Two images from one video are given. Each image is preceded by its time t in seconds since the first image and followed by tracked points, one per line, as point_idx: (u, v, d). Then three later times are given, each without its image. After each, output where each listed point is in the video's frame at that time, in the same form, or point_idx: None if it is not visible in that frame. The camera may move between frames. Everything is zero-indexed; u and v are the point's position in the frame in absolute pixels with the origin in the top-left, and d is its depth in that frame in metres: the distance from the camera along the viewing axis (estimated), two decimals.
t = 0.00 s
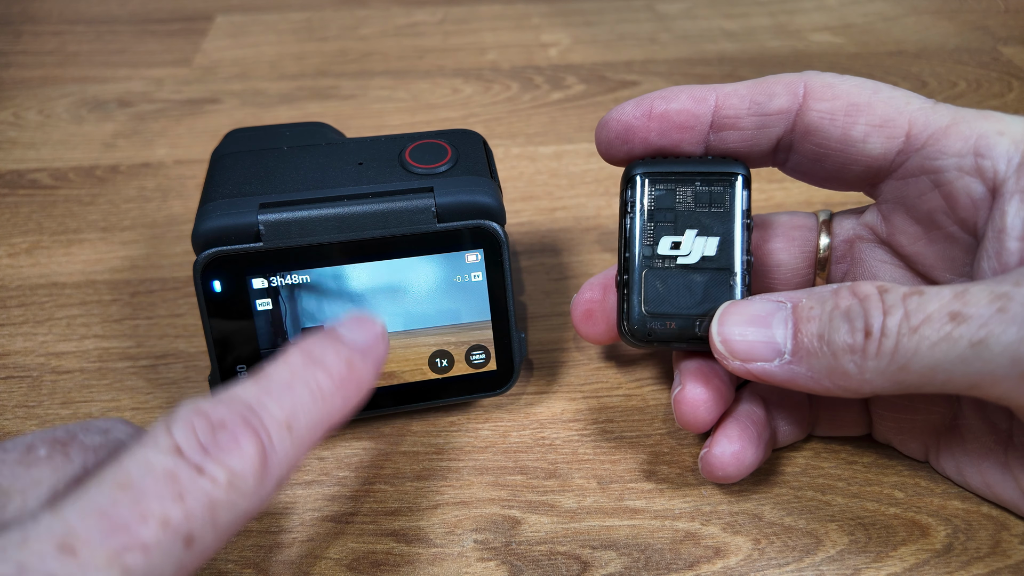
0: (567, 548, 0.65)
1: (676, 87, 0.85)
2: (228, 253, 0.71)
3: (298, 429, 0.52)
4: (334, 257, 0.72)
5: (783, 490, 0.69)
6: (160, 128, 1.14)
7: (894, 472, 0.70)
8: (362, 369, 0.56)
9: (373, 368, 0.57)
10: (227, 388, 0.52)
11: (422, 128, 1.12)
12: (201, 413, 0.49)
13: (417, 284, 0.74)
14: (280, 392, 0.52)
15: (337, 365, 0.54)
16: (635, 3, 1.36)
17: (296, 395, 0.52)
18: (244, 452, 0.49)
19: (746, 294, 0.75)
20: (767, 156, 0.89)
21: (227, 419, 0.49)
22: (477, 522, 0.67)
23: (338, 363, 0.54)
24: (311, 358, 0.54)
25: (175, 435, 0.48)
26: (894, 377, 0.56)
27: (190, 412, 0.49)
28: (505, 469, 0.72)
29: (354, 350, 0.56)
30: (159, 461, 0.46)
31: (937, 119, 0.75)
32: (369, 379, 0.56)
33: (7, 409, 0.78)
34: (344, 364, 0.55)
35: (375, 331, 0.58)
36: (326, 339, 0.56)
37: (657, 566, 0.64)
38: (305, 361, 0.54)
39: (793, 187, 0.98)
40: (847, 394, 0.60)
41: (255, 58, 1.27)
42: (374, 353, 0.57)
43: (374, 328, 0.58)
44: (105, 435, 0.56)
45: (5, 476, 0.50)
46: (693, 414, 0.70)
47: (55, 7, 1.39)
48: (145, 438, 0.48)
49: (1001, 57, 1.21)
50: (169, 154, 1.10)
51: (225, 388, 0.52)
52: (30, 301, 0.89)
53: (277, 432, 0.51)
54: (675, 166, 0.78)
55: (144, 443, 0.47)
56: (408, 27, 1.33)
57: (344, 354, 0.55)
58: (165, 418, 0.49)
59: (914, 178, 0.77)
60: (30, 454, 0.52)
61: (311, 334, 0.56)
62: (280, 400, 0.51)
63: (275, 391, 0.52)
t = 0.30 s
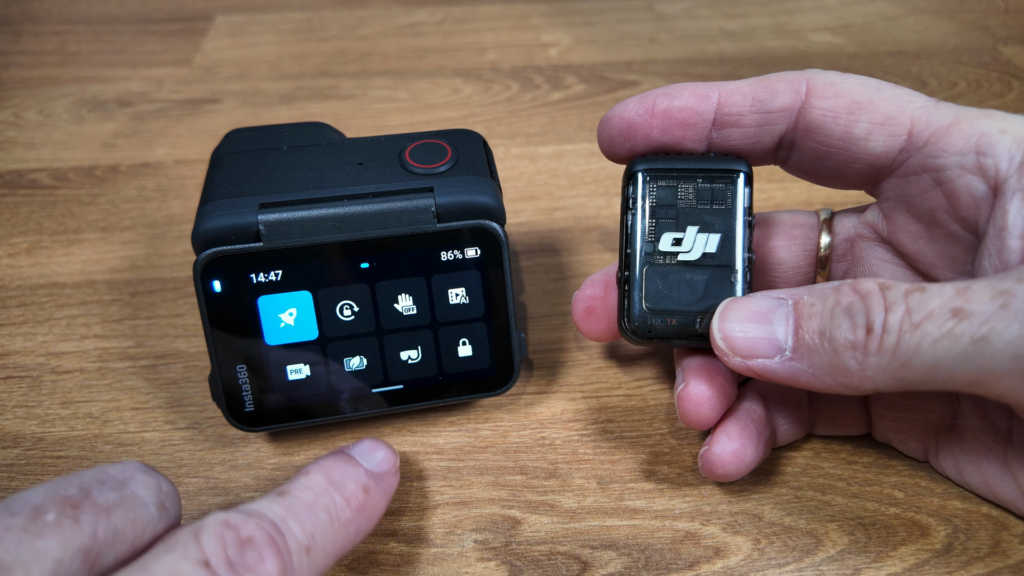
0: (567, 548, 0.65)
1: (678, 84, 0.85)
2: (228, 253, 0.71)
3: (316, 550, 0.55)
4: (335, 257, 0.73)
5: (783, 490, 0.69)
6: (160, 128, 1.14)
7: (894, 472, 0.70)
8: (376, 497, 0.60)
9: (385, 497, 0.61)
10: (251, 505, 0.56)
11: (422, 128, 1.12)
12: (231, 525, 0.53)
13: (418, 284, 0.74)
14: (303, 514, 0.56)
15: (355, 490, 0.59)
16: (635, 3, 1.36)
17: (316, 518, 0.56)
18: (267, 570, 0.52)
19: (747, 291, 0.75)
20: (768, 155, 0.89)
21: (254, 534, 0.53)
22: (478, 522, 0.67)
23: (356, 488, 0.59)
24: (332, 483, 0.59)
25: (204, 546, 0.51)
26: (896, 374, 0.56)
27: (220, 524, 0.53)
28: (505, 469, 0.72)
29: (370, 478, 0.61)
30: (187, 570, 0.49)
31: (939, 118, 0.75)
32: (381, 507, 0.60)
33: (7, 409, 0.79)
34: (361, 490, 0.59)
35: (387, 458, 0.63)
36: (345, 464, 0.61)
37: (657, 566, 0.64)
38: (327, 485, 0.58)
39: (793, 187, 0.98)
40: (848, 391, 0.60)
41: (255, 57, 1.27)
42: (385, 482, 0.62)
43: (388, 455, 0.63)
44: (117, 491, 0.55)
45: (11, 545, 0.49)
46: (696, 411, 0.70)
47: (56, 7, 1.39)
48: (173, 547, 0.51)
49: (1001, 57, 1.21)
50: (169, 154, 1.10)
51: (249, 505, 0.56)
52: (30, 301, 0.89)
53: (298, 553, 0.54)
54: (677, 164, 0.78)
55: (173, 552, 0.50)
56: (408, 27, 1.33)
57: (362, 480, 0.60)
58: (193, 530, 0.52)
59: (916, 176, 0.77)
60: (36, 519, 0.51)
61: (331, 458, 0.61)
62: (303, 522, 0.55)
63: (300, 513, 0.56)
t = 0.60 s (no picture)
0: (567, 548, 0.65)
1: (678, 83, 0.85)
2: (228, 253, 0.71)
3: None
4: (334, 257, 0.73)
5: (783, 490, 0.69)
6: (160, 128, 1.14)
7: (894, 472, 0.70)
8: (353, 552, 0.61)
9: (365, 551, 0.62)
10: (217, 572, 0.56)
11: (422, 128, 1.12)
12: None
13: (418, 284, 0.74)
14: None
15: (330, 547, 0.60)
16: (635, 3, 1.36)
17: None
18: None
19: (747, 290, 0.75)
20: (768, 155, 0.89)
21: None
22: (477, 522, 0.67)
23: (331, 545, 0.60)
24: (307, 541, 0.59)
25: None
26: (896, 372, 0.56)
27: None
28: (505, 469, 0.72)
29: (347, 533, 0.61)
30: None
31: (939, 117, 0.75)
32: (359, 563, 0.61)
33: (7, 409, 0.79)
34: (337, 547, 0.60)
35: (365, 510, 0.63)
36: (320, 521, 0.61)
37: (656, 566, 0.64)
38: (301, 544, 0.59)
39: (793, 187, 0.98)
40: (848, 390, 0.60)
41: (255, 57, 1.27)
42: (364, 534, 0.62)
43: (365, 508, 0.63)
44: (78, 561, 0.55)
45: None
46: (697, 411, 0.70)
47: (55, 7, 1.39)
48: None
49: (1001, 57, 1.21)
50: (169, 154, 1.10)
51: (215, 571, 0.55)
52: (30, 301, 0.89)
53: None
54: (676, 164, 0.78)
55: None
56: (408, 27, 1.33)
57: (337, 537, 0.60)
58: None
59: (916, 176, 0.77)
60: None
61: (305, 516, 0.62)
62: None
63: None
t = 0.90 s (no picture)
0: (567, 548, 0.65)
1: (676, 83, 0.85)
2: (227, 253, 0.71)
3: (260, 535, 0.50)
4: (333, 257, 0.73)
5: (782, 490, 0.69)
6: (160, 128, 1.14)
7: (894, 472, 0.70)
8: (328, 448, 0.54)
9: (343, 445, 0.55)
10: (174, 501, 0.50)
11: (422, 128, 1.12)
12: (146, 537, 0.47)
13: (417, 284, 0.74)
14: (238, 498, 0.50)
15: (300, 454, 0.53)
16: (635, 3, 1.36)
17: (256, 498, 0.50)
18: None
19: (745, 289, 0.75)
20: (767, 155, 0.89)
21: (178, 540, 0.47)
22: (478, 522, 0.67)
23: (302, 451, 0.53)
24: (272, 452, 0.52)
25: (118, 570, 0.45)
26: (894, 372, 0.56)
27: (134, 540, 0.47)
28: (505, 469, 0.72)
29: (318, 432, 0.54)
30: None
31: (937, 117, 0.75)
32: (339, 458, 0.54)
33: (7, 409, 0.79)
34: (307, 450, 0.53)
35: (344, 398, 0.56)
36: (285, 424, 0.54)
37: (657, 566, 0.64)
38: (265, 457, 0.52)
39: (793, 187, 0.98)
40: (846, 389, 0.60)
41: (254, 57, 1.27)
42: (343, 427, 0.55)
43: (343, 395, 0.56)
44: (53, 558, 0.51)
45: None
46: (696, 411, 0.70)
47: (56, 7, 1.39)
48: None
49: (1001, 57, 1.21)
50: (169, 154, 1.10)
51: (174, 502, 0.50)
52: (30, 301, 0.89)
53: (237, 544, 0.49)
54: (674, 164, 0.78)
55: None
56: (408, 27, 1.33)
57: (308, 440, 0.53)
58: (105, 554, 0.46)
59: (914, 175, 0.77)
60: None
61: (269, 420, 0.54)
62: (239, 507, 0.50)
63: (232, 497, 0.50)
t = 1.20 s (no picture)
0: (567, 548, 0.65)
1: (676, 83, 0.85)
2: (227, 253, 0.71)
3: (430, 420, 0.54)
4: (333, 257, 0.73)
5: (782, 490, 0.69)
6: (160, 128, 1.14)
7: (894, 472, 0.70)
8: (478, 350, 0.58)
9: (489, 348, 0.59)
10: (356, 387, 0.53)
11: (422, 128, 1.12)
12: (341, 417, 0.51)
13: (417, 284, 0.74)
14: (411, 387, 0.53)
15: (458, 352, 0.56)
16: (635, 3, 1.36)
17: (424, 389, 0.54)
18: (387, 455, 0.50)
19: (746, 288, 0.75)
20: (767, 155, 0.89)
21: (368, 422, 0.51)
22: (477, 522, 0.67)
23: (458, 349, 0.56)
24: (433, 350, 0.55)
25: (319, 445, 0.49)
26: (895, 371, 0.56)
27: (331, 418, 0.51)
28: (505, 469, 0.72)
29: (469, 333, 0.58)
30: (309, 473, 0.48)
31: (937, 117, 0.75)
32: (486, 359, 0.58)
33: (7, 409, 0.79)
34: (463, 349, 0.57)
35: (484, 307, 0.60)
36: (441, 324, 0.57)
37: (657, 566, 0.64)
38: (428, 353, 0.55)
39: (793, 187, 0.98)
40: (846, 389, 0.60)
41: (254, 57, 1.27)
42: (486, 332, 0.59)
43: (481, 305, 0.60)
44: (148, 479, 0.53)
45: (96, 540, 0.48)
46: (697, 410, 0.70)
47: (56, 7, 1.39)
48: (288, 453, 0.49)
49: (1001, 57, 1.21)
50: (169, 154, 1.10)
51: (355, 387, 0.53)
52: (30, 301, 0.89)
53: (415, 427, 0.52)
54: (675, 163, 0.78)
55: (289, 459, 0.49)
56: (408, 27, 1.33)
57: (462, 340, 0.57)
58: (307, 427, 0.50)
59: (914, 175, 0.77)
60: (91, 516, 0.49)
61: (427, 322, 0.57)
62: (414, 395, 0.53)
63: (407, 387, 0.53)
